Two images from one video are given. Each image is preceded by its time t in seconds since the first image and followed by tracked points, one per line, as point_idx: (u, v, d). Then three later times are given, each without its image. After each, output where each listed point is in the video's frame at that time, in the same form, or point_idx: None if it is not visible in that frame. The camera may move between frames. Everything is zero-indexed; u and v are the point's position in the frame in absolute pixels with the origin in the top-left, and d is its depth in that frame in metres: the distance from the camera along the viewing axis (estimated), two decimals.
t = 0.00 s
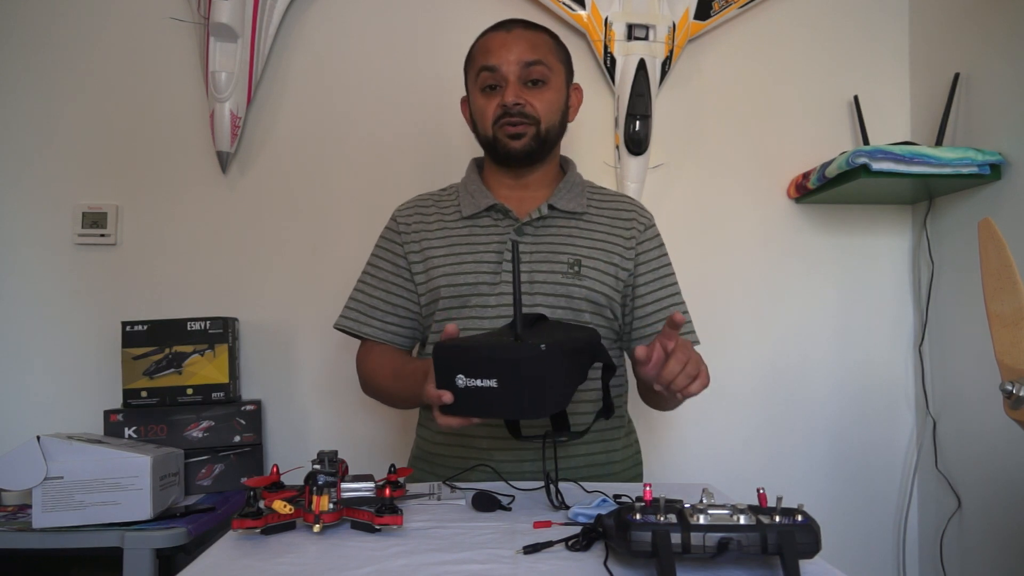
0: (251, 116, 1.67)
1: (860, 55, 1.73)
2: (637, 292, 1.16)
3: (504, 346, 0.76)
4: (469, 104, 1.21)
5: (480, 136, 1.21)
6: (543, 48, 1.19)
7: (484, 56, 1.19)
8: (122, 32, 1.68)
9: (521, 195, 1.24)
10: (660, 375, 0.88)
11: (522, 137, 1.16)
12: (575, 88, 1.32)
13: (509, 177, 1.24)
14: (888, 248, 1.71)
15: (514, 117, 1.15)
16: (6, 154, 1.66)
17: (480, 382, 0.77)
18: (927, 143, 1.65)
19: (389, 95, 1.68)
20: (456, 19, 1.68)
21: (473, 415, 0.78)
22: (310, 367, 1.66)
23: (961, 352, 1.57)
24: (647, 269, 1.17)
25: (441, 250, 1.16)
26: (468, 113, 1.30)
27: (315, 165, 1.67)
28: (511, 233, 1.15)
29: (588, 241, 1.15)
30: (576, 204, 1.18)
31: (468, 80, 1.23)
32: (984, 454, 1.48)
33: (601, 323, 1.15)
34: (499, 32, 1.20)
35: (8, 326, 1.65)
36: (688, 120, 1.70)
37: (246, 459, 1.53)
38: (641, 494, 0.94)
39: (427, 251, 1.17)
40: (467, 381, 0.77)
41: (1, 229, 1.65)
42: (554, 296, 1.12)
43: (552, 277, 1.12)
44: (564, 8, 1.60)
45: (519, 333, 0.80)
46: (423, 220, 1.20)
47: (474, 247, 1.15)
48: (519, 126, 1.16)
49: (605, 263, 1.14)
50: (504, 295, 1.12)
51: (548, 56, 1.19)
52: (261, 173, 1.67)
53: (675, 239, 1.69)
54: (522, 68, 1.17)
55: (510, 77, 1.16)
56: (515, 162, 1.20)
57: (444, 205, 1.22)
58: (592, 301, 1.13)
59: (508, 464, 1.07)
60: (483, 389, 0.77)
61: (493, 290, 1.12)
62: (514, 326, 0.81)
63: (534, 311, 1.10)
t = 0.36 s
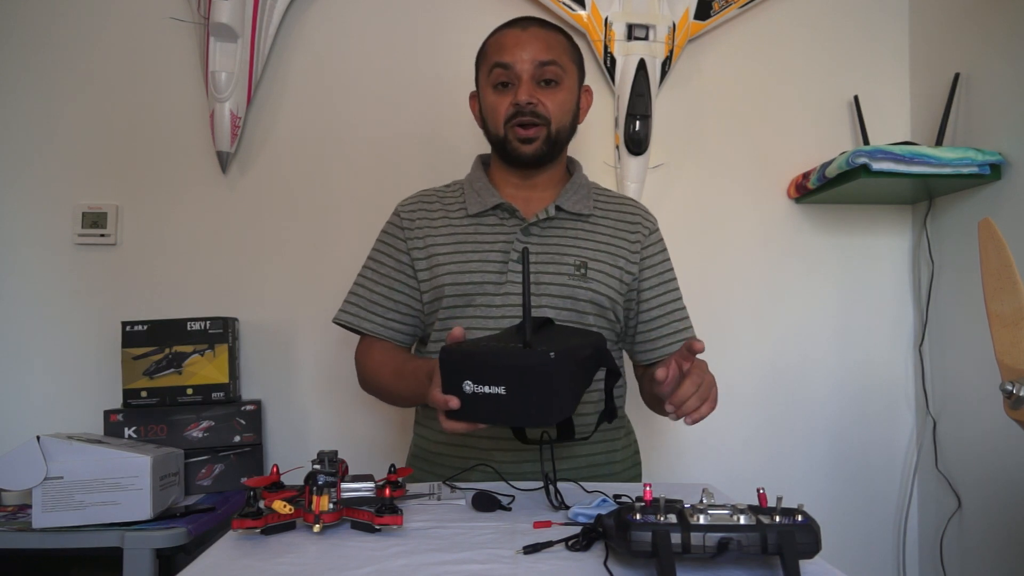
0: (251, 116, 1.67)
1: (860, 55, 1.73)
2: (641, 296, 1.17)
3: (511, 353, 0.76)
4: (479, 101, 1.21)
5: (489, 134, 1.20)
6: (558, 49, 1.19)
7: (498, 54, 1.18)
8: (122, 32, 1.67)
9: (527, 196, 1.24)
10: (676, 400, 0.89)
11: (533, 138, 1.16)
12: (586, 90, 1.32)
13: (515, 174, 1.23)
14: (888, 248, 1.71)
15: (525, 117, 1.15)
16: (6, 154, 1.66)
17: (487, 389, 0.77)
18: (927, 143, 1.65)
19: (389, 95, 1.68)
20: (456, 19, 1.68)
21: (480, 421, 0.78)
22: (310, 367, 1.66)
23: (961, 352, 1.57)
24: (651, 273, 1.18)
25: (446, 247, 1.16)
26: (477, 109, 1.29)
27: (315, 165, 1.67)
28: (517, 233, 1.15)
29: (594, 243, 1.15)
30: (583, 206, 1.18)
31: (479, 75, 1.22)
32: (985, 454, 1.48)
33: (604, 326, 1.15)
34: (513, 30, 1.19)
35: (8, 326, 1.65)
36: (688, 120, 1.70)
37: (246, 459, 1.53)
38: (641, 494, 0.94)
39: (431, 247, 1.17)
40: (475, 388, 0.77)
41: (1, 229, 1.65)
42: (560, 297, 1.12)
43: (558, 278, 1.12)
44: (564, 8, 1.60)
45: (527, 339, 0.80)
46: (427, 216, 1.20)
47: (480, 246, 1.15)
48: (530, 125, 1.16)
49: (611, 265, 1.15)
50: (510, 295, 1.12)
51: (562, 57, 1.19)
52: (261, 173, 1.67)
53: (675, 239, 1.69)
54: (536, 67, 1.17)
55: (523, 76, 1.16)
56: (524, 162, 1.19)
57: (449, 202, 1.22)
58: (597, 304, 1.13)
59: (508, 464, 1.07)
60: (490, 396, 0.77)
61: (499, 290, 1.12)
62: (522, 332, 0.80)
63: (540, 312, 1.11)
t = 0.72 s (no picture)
0: (251, 116, 1.67)
1: (860, 55, 1.73)
2: (641, 292, 1.17)
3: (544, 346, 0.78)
4: (485, 101, 1.20)
5: (493, 136, 1.20)
6: (567, 55, 1.18)
7: (507, 57, 1.17)
8: (122, 32, 1.67)
9: (526, 197, 1.24)
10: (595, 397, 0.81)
11: (539, 144, 1.16)
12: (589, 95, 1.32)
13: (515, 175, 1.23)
14: (888, 248, 1.71)
15: (531, 123, 1.15)
16: (6, 154, 1.66)
17: (518, 381, 0.79)
18: (927, 143, 1.65)
19: (389, 95, 1.68)
20: (456, 19, 1.68)
21: (505, 413, 0.80)
22: (310, 367, 1.66)
23: (961, 353, 1.57)
24: (650, 269, 1.17)
25: (445, 247, 1.16)
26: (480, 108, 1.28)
27: (315, 165, 1.67)
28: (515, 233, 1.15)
29: (593, 241, 1.15)
30: (581, 205, 1.18)
31: (485, 76, 1.21)
32: (984, 454, 1.48)
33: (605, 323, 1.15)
34: (522, 33, 1.18)
35: (8, 326, 1.65)
36: (688, 120, 1.70)
37: (246, 460, 1.53)
38: (640, 494, 0.94)
39: (431, 247, 1.17)
40: (504, 380, 0.79)
41: (1, 229, 1.65)
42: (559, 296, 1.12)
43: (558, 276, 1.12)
44: (564, 8, 1.60)
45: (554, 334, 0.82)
46: (427, 218, 1.20)
47: (480, 245, 1.15)
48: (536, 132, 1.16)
49: (610, 262, 1.15)
50: (510, 294, 1.12)
51: (570, 63, 1.19)
52: (261, 173, 1.67)
53: (675, 239, 1.69)
54: (544, 74, 1.16)
55: (532, 81, 1.16)
56: (528, 166, 1.19)
57: (449, 203, 1.22)
58: (596, 300, 1.13)
59: (508, 465, 1.07)
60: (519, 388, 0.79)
61: (498, 289, 1.12)
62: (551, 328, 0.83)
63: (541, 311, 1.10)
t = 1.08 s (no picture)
0: (251, 116, 1.67)
1: (860, 55, 1.73)
2: (640, 286, 1.16)
3: (544, 333, 0.80)
4: (496, 100, 1.19)
5: (500, 135, 1.19)
6: (581, 66, 1.18)
7: (524, 58, 1.16)
8: (122, 32, 1.67)
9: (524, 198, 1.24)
10: (590, 388, 0.81)
11: (543, 152, 1.16)
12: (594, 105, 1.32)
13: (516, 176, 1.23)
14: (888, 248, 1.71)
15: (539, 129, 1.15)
16: (6, 154, 1.66)
17: (518, 367, 0.80)
18: (927, 143, 1.65)
19: (389, 95, 1.68)
20: (456, 19, 1.68)
21: (500, 397, 0.81)
22: (310, 367, 1.66)
23: (961, 353, 1.57)
24: (650, 263, 1.16)
25: (443, 243, 1.16)
26: (487, 102, 1.28)
27: (315, 165, 1.67)
28: (512, 230, 1.15)
29: (591, 236, 1.15)
30: (579, 200, 1.18)
31: (498, 72, 1.21)
32: (985, 454, 1.48)
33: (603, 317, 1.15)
34: (541, 36, 1.17)
35: (8, 326, 1.65)
36: (688, 120, 1.70)
37: (246, 460, 1.53)
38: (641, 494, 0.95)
39: (429, 242, 1.17)
40: (504, 364, 0.80)
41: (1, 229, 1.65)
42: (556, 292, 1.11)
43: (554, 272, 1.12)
44: (564, 8, 1.60)
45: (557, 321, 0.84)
46: (426, 213, 1.20)
47: (477, 241, 1.15)
48: (541, 138, 1.17)
49: (608, 257, 1.15)
50: (507, 289, 1.12)
51: (584, 74, 1.18)
52: (261, 173, 1.67)
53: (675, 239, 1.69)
54: (558, 81, 1.16)
55: (545, 87, 1.15)
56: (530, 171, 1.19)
57: (449, 199, 1.22)
58: (594, 295, 1.14)
59: (508, 464, 1.07)
60: (518, 373, 0.80)
61: (494, 285, 1.12)
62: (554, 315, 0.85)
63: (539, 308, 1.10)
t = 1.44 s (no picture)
0: (251, 116, 1.67)
1: (860, 55, 1.73)
2: (643, 289, 1.16)
3: (552, 321, 0.80)
4: (499, 100, 1.19)
5: (502, 135, 1.19)
6: (584, 65, 1.18)
7: (528, 58, 1.16)
8: (122, 32, 1.67)
9: (528, 196, 1.24)
10: (597, 381, 0.81)
11: (546, 153, 1.16)
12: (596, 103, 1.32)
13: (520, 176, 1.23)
14: (888, 248, 1.71)
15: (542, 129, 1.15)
16: (6, 154, 1.66)
17: (525, 355, 0.80)
18: (927, 143, 1.65)
19: (389, 95, 1.68)
20: (456, 19, 1.68)
21: (508, 386, 0.81)
22: (310, 367, 1.66)
23: (961, 352, 1.57)
24: (653, 266, 1.16)
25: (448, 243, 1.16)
26: (489, 101, 1.27)
27: (315, 165, 1.67)
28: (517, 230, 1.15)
29: (595, 237, 1.15)
30: (583, 202, 1.18)
31: (500, 73, 1.20)
32: (984, 455, 1.48)
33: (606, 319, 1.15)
34: (546, 36, 1.17)
35: (8, 326, 1.65)
36: (688, 120, 1.70)
37: (245, 460, 1.53)
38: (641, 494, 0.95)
39: (434, 241, 1.17)
40: (512, 352, 0.80)
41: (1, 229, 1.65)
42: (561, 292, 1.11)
43: (559, 273, 1.12)
44: (564, 8, 1.60)
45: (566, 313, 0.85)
46: (432, 213, 1.21)
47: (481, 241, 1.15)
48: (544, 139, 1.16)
49: (612, 259, 1.14)
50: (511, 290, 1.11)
51: (587, 74, 1.18)
52: (261, 173, 1.67)
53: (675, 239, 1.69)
54: (561, 84, 1.15)
55: (549, 86, 1.15)
56: (533, 170, 1.19)
57: (454, 200, 1.23)
58: (598, 297, 1.13)
59: (509, 464, 1.07)
60: (527, 361, 0.80)
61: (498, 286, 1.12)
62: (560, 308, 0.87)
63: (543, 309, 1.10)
